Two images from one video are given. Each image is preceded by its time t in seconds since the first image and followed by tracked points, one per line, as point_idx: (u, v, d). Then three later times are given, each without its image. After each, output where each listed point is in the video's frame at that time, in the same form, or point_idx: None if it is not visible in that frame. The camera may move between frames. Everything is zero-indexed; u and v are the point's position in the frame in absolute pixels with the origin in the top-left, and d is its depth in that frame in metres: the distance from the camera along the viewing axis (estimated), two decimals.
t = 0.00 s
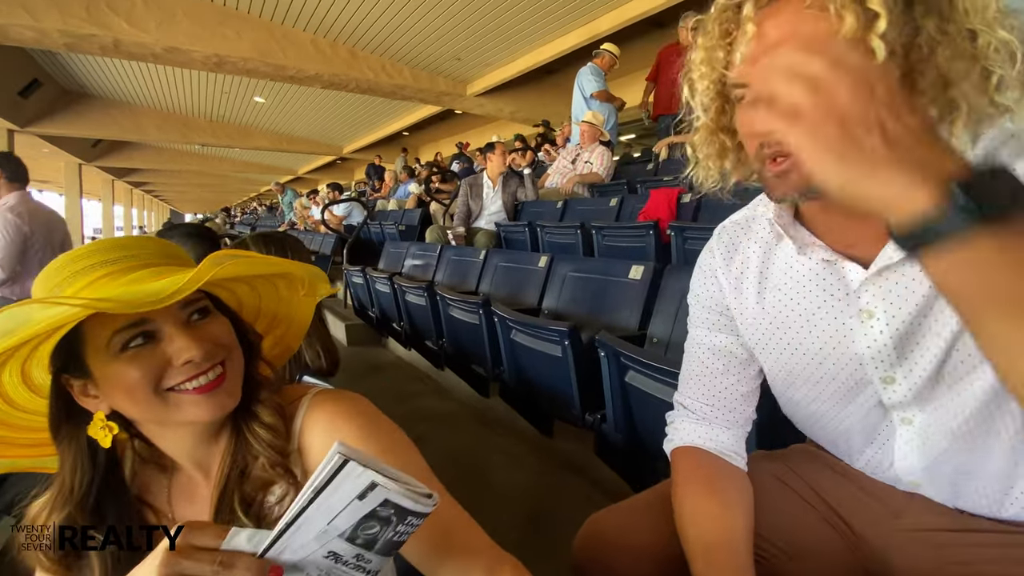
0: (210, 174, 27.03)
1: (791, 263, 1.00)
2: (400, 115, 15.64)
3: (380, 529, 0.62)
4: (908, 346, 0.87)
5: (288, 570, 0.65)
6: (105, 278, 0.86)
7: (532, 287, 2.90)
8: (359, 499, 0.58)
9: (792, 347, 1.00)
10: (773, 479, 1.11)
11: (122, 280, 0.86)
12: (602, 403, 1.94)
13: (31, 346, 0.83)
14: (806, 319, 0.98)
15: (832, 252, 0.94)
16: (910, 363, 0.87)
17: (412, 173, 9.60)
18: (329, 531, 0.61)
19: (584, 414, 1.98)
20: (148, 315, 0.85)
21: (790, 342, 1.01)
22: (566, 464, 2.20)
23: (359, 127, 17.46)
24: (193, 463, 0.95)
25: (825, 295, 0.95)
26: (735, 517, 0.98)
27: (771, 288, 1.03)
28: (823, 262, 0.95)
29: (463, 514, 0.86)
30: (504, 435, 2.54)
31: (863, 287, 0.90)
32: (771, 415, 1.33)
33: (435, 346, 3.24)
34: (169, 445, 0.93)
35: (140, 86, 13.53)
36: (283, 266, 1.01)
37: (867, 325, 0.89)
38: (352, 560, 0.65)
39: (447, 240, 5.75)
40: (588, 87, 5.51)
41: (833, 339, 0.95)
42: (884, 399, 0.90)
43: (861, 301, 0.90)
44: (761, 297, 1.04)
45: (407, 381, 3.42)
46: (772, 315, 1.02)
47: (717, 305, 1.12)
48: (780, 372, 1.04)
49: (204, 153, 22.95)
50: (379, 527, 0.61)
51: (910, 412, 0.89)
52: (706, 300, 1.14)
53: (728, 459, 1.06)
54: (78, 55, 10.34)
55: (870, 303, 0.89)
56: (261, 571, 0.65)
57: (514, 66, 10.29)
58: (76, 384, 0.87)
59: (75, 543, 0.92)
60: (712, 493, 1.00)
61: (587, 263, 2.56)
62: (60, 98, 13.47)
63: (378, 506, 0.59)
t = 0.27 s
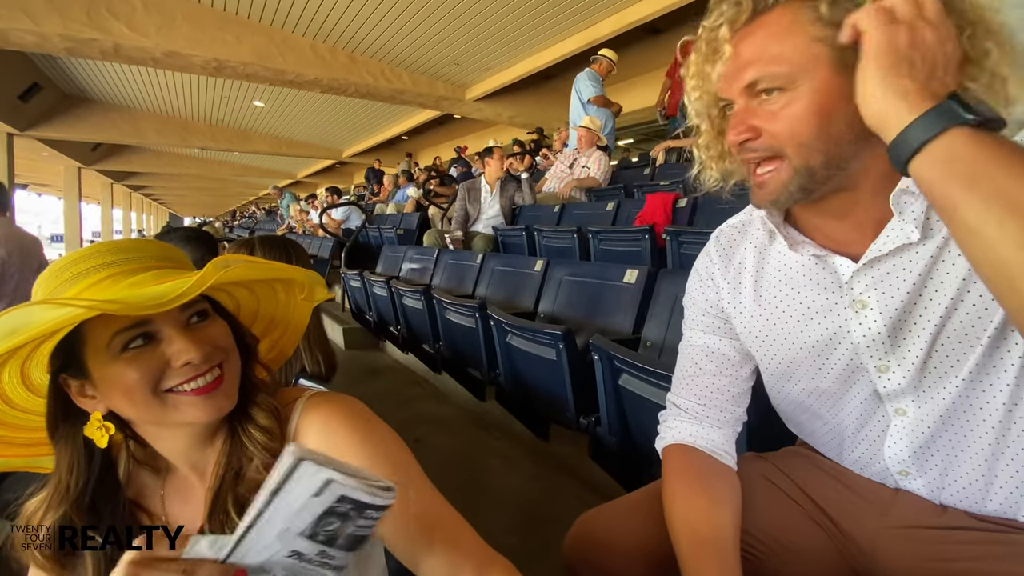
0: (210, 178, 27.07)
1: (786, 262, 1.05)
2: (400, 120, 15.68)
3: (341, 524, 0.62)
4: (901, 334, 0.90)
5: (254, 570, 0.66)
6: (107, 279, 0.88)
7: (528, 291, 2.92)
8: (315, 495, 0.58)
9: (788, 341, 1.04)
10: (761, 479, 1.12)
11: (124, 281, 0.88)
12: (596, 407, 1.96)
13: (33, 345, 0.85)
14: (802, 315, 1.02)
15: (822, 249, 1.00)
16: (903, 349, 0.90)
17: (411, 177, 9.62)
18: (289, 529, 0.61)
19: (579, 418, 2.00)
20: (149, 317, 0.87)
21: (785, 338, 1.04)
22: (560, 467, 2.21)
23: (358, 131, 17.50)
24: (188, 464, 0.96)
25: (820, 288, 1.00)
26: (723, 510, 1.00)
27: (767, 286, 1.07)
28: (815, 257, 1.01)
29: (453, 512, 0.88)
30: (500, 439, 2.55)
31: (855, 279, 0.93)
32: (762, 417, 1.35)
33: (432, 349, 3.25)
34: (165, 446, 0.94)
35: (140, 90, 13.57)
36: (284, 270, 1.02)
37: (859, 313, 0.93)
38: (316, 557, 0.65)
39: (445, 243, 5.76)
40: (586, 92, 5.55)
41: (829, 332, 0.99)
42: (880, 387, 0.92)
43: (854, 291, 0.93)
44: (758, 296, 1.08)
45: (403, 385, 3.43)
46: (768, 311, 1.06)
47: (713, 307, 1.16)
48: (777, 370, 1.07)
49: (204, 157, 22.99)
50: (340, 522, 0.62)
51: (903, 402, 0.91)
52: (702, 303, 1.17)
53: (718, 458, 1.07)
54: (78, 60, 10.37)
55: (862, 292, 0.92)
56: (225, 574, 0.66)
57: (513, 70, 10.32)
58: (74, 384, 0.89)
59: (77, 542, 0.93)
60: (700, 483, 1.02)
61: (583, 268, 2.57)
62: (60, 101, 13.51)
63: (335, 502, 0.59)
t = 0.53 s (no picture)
0: (210, 180, 27.10)
1: (784, 264, 1.06)
2: (399, 123, 15.72)
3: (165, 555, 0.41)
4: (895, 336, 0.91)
5: None
6: (118, 278, 0.88)
7: (527, 293, 2.93)
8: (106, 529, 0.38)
9: (785, 341, 1.05)
10: (757, 476, 1.13)
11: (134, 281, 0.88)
12: (595, 408, 1.97)
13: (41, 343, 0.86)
14: (799, 315, 1.03)
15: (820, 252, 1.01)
16: (896, 350, 0.90)
17: (410, 180, 9.65)
18: None
19: (578, 420, 2.01)
20: (157, 318, 0.88)
21: (782, 337, 1.05)
22: (559, 469, 2.22)
23: (358, 134, 17.53)
24: (187, 465, 0.97)
25: (817, 290, 1.01)
26: (717, 486, 1.02)
27: (766, 287, 1.08)
28: (812, 260, 1.01)
29: (451, 511, 0.89)
30: (500, 441, 2.56)
31: (851, 280, 0.94)
32: (759, 420, 1.36)
33: (431, 351, 3.26)
34: (163, 445, 0.95)
35: (139, 93, 13.59)
36: (290, 273, 1.04)
37: (855, 312, 0.93)
38: None
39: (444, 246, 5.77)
40: (585, 95, 5.57)
41: (825, 331, 1.00)
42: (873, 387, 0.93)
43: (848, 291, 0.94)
44: (758, 298, 1.09)
45: (403, 387, 3.44)
46: (766, 311, 1.07)
47: (714, 308, 1.18)
48: (774, 369, 1.09)
49: (204, 160, 23.03)
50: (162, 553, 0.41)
51: (900, 404, 0.92)
52: (705, 301, 1.20)
53: (716, 448, 1.08)
54: (78, 63, 10.39)
55: (857, 292, 0.93)
56: None
57: (512, 73, 10.36)
58: (78, 383, 0.90)
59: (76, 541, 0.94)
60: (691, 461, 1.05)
61: (581, 270, 2.58)
62: (60, 104, 13.55)
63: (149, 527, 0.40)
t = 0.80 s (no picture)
0: (210, 183, 27.08)
1: (781, 268, 1.12)
2: (399, 126, 15.73)
3: None
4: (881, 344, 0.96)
5: None
6: (114, 288, 0.88)
7: (527, 295, 2.93)
8: None
9: (782, 339, 1.11)
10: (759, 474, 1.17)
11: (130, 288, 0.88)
12: (595, 410, 1.97)
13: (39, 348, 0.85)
14: (797, 313, 1.08)
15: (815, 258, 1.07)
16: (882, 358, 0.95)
17: (410, 182, 9.66)
18: None
19: (578, 422, 2.01)
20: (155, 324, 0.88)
21: (778, 338, 1.12)
22: (560, 472, 2.22)
23: (357, 137, 17.52)
24: (185, 472, 0.98)
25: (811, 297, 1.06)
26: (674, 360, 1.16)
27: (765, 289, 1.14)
28: (806, 266, 1.08)
29: (449, 513, 0.89)
30: (500, 443, 2.56)
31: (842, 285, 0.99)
32: (757, 422, 1.36)
33: (431, 354, 3.25)
34: (160, 451, 0.95)
35: (139, 96, 13.58)
36: (288, 281, 1.04)
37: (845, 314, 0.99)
38: None
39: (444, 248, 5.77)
40: (583, 97, 5.57)
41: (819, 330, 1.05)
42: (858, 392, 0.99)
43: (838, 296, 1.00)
44: (759, 300, 1.15)
45: (404, 389, 3.43)
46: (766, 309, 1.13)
47: (722, 302, 1.24)
48: (771, 365, 1.16)
49: (204, 162, 23.00)
50: None
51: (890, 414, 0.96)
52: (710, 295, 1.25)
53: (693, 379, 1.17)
54: (77, 66, 10.39)
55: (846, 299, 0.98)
56: None
57: (512, 76, 10.37)
58: (74, 389, 0.89)
59: (78, 545, 0.99)
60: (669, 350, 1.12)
61: (581, 271, 2.58)
62: (59, 107, 13.54)
63: None
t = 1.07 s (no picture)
0: (210, 185, 27.07)
1: (768, 270, 1.19)
2: (399, 128, 15.75)
3: None
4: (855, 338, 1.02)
5: None
6: (115, 288, 0.89)
7: (525, 296, 2.94)
8: None
9: (766, 333, 1.19)
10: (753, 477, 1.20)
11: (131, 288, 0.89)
12: (593, 410, 1.97)
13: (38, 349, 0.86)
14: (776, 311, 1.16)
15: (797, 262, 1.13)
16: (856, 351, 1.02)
17: (410, 184, 9.67)
18: None
19: (577, 423, 2.00)
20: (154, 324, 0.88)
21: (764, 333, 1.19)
22: (559, 473, 2.22)
23: (357, 139, 17.53)
24: (182, 473, 0.98)
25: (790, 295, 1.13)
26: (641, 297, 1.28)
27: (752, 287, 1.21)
28: (788, 268, 1.14)
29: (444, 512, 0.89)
30: (500, 444, 2.56)
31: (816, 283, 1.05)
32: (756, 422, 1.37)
33: (431, 355, 3.25)
34: (157, 451, 0.96)
35: (139, 99, 13.59)
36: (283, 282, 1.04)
37: (813, 316, 1.06)
38: None
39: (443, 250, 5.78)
40: (582, 99, 5.60)
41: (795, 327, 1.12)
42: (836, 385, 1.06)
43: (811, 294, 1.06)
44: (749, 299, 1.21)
45: (403, 391, 3.43)
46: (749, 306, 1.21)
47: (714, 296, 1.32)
48: (766, 356, 1.23)
49: (204, 164, 22.99)
50: None
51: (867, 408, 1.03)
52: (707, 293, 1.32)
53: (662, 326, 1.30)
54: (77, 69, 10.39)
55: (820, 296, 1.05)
56: None
57: (511, 78, 10.39)
58: (73, 389, 0.90)
59: (76, 543, 1.00)
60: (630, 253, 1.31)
61: (580, 273, 2.59)
62: (60, 110, 13.55)
63: None
